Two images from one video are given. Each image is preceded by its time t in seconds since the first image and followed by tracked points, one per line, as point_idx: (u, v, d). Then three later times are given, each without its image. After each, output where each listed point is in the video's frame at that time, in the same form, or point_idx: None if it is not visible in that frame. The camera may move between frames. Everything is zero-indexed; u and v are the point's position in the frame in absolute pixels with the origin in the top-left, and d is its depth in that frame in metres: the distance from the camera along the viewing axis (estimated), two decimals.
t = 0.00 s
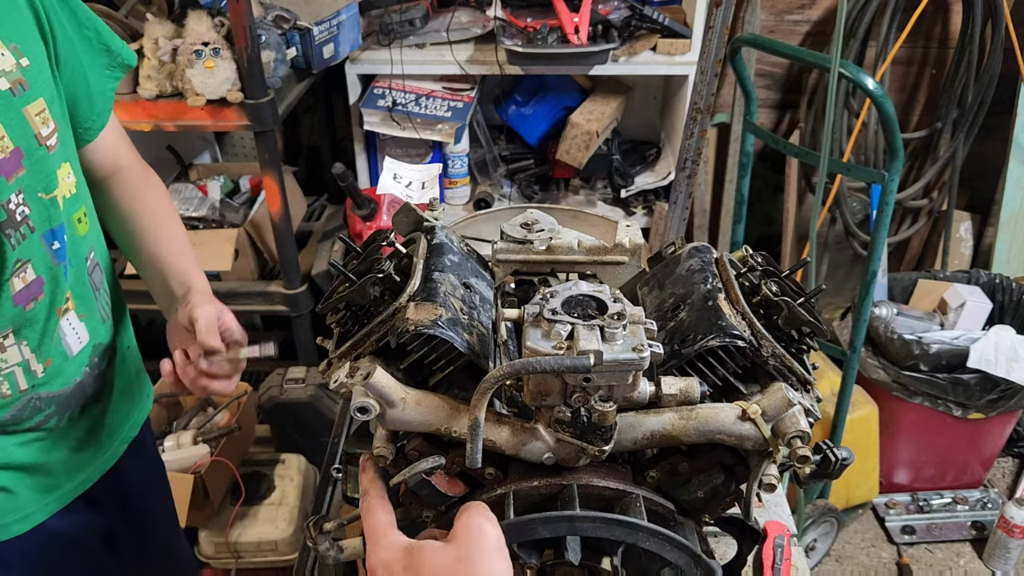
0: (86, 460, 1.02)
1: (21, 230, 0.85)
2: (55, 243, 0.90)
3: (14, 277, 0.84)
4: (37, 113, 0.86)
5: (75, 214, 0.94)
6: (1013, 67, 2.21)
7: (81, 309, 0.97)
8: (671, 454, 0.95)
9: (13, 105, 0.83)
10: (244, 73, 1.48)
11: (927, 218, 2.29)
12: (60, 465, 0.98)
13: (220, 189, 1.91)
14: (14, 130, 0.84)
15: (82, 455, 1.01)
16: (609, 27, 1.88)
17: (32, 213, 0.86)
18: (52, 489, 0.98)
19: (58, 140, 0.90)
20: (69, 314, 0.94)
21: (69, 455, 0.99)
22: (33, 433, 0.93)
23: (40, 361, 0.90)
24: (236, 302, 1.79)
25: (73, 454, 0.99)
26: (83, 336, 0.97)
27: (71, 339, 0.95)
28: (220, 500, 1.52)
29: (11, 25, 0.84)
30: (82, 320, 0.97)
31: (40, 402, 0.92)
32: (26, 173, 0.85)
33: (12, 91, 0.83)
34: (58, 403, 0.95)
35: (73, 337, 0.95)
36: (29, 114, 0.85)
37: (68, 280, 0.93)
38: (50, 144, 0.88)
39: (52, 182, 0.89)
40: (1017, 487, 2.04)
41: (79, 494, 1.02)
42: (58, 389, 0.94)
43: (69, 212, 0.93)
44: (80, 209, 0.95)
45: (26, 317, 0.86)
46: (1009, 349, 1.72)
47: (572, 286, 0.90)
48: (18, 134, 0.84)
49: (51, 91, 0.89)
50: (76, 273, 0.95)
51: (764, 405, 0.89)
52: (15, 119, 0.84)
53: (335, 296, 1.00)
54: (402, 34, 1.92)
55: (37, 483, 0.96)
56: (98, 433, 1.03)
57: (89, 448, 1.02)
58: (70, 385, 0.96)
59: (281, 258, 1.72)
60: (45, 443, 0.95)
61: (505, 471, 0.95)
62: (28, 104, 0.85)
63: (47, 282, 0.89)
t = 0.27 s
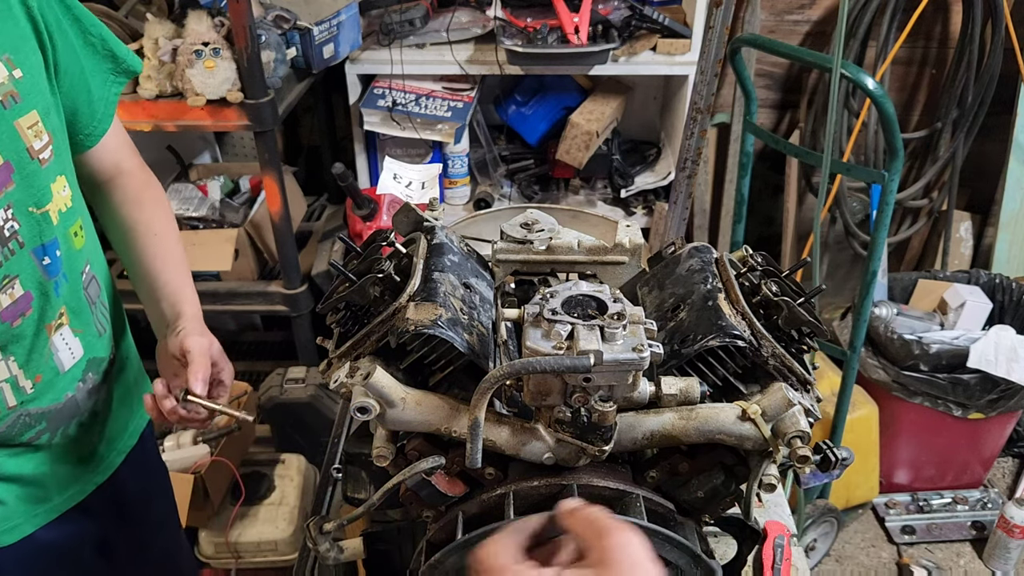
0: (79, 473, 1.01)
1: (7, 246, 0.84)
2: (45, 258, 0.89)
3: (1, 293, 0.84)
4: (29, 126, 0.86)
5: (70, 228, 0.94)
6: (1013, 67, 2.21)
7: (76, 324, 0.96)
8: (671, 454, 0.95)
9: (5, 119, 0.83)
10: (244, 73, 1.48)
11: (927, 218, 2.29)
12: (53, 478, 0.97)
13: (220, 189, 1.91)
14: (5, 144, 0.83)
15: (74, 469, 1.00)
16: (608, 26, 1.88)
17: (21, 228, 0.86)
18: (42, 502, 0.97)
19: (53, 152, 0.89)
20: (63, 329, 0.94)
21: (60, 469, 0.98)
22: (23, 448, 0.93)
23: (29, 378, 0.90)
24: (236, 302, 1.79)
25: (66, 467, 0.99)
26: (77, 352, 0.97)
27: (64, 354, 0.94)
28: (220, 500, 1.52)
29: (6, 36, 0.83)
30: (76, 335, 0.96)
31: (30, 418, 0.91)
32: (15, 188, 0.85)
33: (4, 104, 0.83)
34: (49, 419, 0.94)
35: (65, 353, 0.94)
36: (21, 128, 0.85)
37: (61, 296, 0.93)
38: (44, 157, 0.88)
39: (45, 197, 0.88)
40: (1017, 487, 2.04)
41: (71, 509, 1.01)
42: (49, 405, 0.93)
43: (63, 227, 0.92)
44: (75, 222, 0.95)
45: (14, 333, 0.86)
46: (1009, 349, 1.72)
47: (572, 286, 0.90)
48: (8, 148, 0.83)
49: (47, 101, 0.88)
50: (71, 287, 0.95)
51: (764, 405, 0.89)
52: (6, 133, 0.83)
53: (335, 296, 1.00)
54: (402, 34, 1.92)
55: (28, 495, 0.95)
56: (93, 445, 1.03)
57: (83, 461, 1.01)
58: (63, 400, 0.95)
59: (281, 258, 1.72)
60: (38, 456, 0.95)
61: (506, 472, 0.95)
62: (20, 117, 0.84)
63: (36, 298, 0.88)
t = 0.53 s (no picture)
0: (73, 480, 1.01)
1: None
2: (38, 263, 0.89)
3: None
4: (22, 130, 0.86)
5: (62, 234, 0.94)
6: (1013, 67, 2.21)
7: (70, 331, 0.96)
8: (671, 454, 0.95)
9: None
10: (244, 73, 1.48)
11: (927, 218, 2.29)
12: (47, 487, 0.97)
13: (220, 189, 1.91)
14: None
15: (69, 476, 1.00)
16: (609, 26, 1.87)
17: (13, 233, 0.86)
18: (36, 510, 0.97)
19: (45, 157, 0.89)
20: (56, 335, 0.94)
21: (54, 477, 0.98)
22: (18, 457, 0.93)
23: (23, 386, 0.89)
24: (236, 302, 1.79)
25: (60, 475, 0.99)
26: (72, 358, 0.97)
27: (58, 361, 0.94)
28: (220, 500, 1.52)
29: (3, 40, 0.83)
30: (71, 342, 0.96)
31: (24, 426, 0.91)
32: (7, 192, 0.85)
33: None
34: (44, 427, 0.94)
35: (60, 359, 0.94)
36: (13, 131, 0.85)
37: (55, 302, 0.93)
38: (36, 161, 0.88)
39: (38, 202, 0.89)
40: (1017, 487, 2.04)
41: (65, 516, 1.01)
42: (44, 412, 0.93)
43: (55, 233, 0.93)
44: (67, 228, 0.95)
45: (5, 340, 0.86)
46: (1009, 349, 1.72)
47: (572, 286, 0.91)
48: None
49: (39, 107, 0.89)
50: (64, 293, 0.95)
51: (764, 405, 0.89)
52: None
53: (334, 296, 1.00)
54: (402, 34, 1.92)
55: (23, 504, 0.95)
56: (87, 452, 1.02)
57: (78, 469, 1.01)
58: (57, 409, 0.95)
59: (281, 258, 1.72)
60: (32, 466, 0.95)
61: (506, 471, 0.94)
62: (13, 121, 0.84)
63: (28, 304, 0.88)
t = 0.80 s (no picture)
0: (72, 483, 1.01)
1: None
2: (35, 265, 0.89)
3: None
4: (16, 133, 0.86)
5: (58, 236, 0.94)
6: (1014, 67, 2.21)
7: (67, 333, 0.97)
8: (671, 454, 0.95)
9: None
10: (244, 73, 1.48)
11: (927, 218, 2.29)
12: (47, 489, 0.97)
13: (220, 189, 1.91)
14: None
15: (69, 479, 1.00)
16: (608, 27, 1.87)
17: (10, 235, 0.86)
18: (37, 513, 0.97)
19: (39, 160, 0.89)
20: (54, 338, 0.94)
21: (54, 480, 0.98)
22: (18, 461, 0.93)
23: (23, 390, 0.90)
24: (236, 302, 1.79)
25: (60, 477, 0.99)
26: (70, 361, 0.97)
27: (57, 364, 0.95)
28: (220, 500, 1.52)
29: None
30: (68, 345, 0.97)
31: (24, 430, 0.91)
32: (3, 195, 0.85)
33: None
34: (44, 431, 0.94)
35: (58, 363, 0.95)
36: (8, 134, 0.85)
37: (53, 305, 0.93)
38: (31, 164, 0.88)
39: (34, 204, 0.89)
40: (1017, 487, 2.04)
41: (65, 519, 1.01)
42: (44, 416, 0.93)
43: (52, 235, 0.93)
44: (64, 231, 0.95)
45: (5, 344, 0.86)
46: (1009, 349, 1.72)
47: (572, 286, 0.91)
48: None
49: (31, 109, 0.88)
50: (62, 295, 0.95)
51: (764, 405, 0.89)
52: None
53: (334, 296, 1.00)
54: (401, 34, 1.92)
55: (23, 507, 0.95)
56: (86, 454, 1.02)
57: (77, 471, 1.01)
58: (56, 412, 0.95)
59: (281, 258, 1.72)
60: (32, 469, 0.95)
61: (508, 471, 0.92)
62: (7, 123, 0.85)
63: (27, 308, 0.88)
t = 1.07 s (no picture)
0: (72, 488, 1.01)
1: None
2: (33, 273, 0.89)
3: None
4: (13, 139, 0.85)
5: (56, 243, 0.94)
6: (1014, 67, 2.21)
7: (67, 340, 0.97)
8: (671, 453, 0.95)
9: None
10: (244, 73, 1.48)
11: (927, 218, 2.29)
12: (46, 495, 0.97)
13: (220, 189, 1.91)
14: None
15: (68, 485, 1.00)
16: (608, 26, 1.87)
17: (8, 244, 0.85)
18: (36, 519, 0.97)
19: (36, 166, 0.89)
20: (54, 345, 0.94)
21: (54, 485, 0.98)
22: (17, 467, 0.93)
23: (23, 398, 0.89)
24: (236, 302, 1.79)
25: (59, 483, 0.99)
26: (69, 368, 0.97)
27: (57, 370, 0.95)
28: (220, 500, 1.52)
29: None
30: (68, 351, 0.97)
31: (23, 437, 0.91)
32: None
33: None
34: (42, 437, 0.94)
35: (58, 369, 0.95)
36: (4, 141, 0.84)
37: (52, 312, 0.93)
38: (27, 171, 0.88)
39: (30, 212, 0.89)
40: (1017, 487, 2.04)
41: (64, 524, 1.01)
42: (43, 423, 0.94)
43: (50, 242, 0.93)
44: (61, 237, 0.95)
45: (4, 353, 0.86)
46: (1009, 349, 1.72)
47: (572, 286, 0.91)
48: None
49: (27, 114, 0.88)
50: (60, 302, 0.95)
51: (764, 405, 0.89)
52: None
53: (335, 296, 1.00)
54: (402, 34, 1.92)
55: (22, 513, 0.95)
56: (85, 459, 1.02)
57: (76, 476, 1.01)
58: (55, 418, 0.95)
59: (281, 258, 1.72)
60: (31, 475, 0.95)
61: (506, 471, 0.94)
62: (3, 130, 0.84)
63: (26, 316, 0.88)
